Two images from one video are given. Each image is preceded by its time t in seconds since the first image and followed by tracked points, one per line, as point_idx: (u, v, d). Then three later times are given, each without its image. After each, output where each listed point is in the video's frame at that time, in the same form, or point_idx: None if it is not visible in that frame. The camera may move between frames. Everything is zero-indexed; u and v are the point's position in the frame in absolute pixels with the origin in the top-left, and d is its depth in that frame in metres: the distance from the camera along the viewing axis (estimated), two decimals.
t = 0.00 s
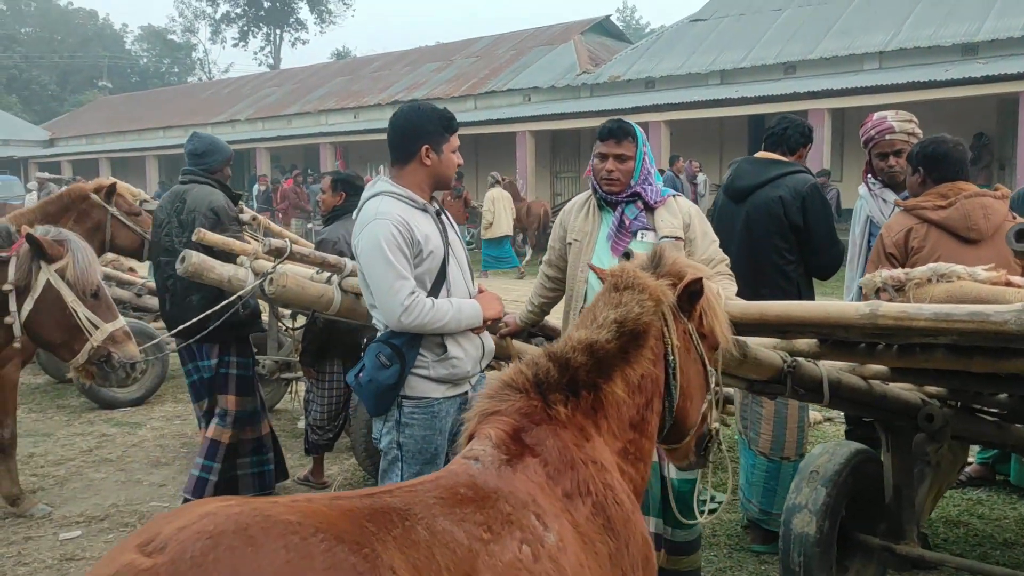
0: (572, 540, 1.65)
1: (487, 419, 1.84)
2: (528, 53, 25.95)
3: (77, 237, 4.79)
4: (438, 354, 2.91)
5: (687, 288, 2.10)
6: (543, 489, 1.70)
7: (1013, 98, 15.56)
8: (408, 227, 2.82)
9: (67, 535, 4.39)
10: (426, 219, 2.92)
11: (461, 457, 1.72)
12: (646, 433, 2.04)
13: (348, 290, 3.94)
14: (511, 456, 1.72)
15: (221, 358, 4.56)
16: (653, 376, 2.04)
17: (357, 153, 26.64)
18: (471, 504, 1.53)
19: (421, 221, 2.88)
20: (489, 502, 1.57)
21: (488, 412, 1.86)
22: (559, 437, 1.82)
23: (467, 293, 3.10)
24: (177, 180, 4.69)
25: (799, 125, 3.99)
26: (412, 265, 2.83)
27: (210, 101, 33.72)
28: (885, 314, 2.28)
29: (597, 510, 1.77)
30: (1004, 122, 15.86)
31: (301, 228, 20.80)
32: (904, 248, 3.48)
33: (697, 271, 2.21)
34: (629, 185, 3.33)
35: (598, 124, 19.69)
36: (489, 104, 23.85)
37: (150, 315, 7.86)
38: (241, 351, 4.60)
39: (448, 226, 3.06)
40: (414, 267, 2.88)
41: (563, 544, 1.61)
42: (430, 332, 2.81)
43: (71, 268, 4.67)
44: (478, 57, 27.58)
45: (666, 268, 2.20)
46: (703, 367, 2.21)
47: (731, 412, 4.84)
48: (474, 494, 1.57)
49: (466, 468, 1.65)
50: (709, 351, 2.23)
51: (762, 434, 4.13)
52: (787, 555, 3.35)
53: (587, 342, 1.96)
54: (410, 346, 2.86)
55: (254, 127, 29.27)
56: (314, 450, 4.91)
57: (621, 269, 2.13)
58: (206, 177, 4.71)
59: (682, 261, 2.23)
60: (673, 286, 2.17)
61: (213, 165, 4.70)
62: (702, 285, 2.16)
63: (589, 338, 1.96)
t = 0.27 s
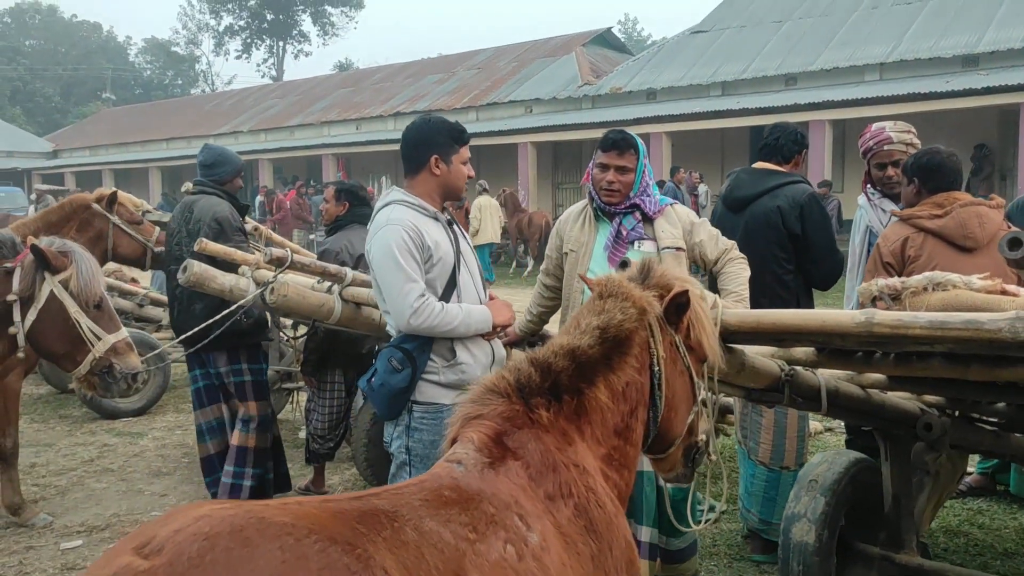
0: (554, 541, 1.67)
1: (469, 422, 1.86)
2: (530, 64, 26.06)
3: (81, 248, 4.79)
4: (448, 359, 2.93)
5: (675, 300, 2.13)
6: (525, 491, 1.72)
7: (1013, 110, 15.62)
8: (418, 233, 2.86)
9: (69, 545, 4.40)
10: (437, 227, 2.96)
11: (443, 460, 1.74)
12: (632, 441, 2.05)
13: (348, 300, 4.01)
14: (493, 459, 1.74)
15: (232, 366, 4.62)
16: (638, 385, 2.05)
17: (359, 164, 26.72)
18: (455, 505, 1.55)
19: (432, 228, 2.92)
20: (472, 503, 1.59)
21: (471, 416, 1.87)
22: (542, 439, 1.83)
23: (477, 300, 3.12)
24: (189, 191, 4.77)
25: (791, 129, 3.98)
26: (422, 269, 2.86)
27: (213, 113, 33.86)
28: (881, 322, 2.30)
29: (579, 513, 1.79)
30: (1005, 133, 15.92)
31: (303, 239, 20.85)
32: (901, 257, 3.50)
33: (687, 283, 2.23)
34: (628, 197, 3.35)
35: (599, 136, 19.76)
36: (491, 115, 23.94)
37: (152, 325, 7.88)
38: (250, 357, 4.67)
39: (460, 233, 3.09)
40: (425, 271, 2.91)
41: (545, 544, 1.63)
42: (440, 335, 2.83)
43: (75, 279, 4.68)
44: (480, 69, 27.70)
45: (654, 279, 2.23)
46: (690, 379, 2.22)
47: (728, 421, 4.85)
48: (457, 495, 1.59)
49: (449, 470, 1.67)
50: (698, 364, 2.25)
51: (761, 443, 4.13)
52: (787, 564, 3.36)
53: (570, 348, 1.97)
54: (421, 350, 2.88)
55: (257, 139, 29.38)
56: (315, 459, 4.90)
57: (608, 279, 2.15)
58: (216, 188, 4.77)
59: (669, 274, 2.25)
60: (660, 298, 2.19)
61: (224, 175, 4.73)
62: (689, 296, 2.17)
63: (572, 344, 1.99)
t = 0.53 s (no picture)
0: (542, 542, 1.68)
1: (458, 425, 1.87)
2: (530, 73, 26.13)
3: (83, 256, 4.81)
4: (447, 364, 2.95)
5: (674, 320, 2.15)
6: (514, 493, 1.73)
7: (1011, 118, 15.66)
8: (421, 239, 2.90)
9: (68, 551, 4.40)
10: (441, 233, 2.99)
11: (433, 463, 1.75)
12: (623, 452, 2.07)
13: (348, 307, 4.02)
14: (481, 462, 1.75)
15: (235, 371, 4.64)
16: (631, 400, 2.08)
17: (359, 172, 26.74)
18: (445, 508, 1.57)
19: (435, 234, 2.95)
20: (461, 505, 1.60)
21: (460, 419, 1.89)
22: (530, 443, 1.85)
23: (482, 306, 3.13)
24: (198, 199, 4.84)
25: (791, 135, 4.01)
26: (424, 275, 2.89)
27: (213, 120, 33.91)
28: (877, 328, 2.32)
29: (566, 516, 1.80)
30: (1003, 141, 15.96)
31: (303, 246, 20.87)
32: (897, 264, 3.52)
33: (686, 304, 2.25)
34: (625, 206, 3.37)
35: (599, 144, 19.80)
36: (491, 123, 23.99)
37: (153, 333, 7.89)
38: (254, 363, 4.67)
39: (466, 241, 3.11)
40: (427, 277, 2.94)
41: (533, 545, 1.65)
42: (439, 339, 2.85)
43: (77, 287, 4.70)
44: (480, 77, 27.76)
45: (656, 298, 2.25)
46: (682, 399, 2.25)
47: (728, 428, 4.87)
48: (447, 498, 1.60)
49: (439, 473, 1.68)
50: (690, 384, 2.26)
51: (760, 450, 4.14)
52: (785, 570, 3.37)
53: (563, 356, 1.99)
54: (423, 354, 2.91)
55: (257, 146, 29.44)
56: (315, 466, 4.92)
57: (608, 292, 2.17)
58: (223, 195, 4.83)
59: (670, 293, 2.28)
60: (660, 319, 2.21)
61: (230, 181, 4.80)
62: (689, 319, 2.19)
63: (565, 352, 2.00)
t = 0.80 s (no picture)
0: (537, 539, 1.69)
1: (454, 422, 1.88)
2: (528, 77, 26.17)
3: (84, 259, 4.82)
4: (438, 363, 2.97)
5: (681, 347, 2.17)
6: (508, 491, 1.74)
7: (1008, 123, 15.72)
8: (416, 239, 2.93)
9: (67, 554, 4.41)
10: (438, 235, 3.02)
11: (428, 460, 1.76)
12: (616, 461, 2.09)
13: (347, 309, 4.03)
14: (476, 459, 1.76)
15: (236, 372, 4.64)
16: (627, 414, 2.10)
17: (357, 176, 26.75)
18: (441, 505, 1.58)
19: (432, 235, 2.99)
20: (457, 502, 1.61)
21: (456, 416, 1.89)
22: (525, 442, 1.86)
23: (479, 309, 3.14)
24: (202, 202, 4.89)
25: (796, 137, 4.01)
26: (418, 275, 2.93)
27: (212, 125, 33.93)
28: (873, 330, 2.34)
29: (560, 514, 1.81)
30: (1000, 145, 16.02)
31: (301, 250, 20.89)
32: (894, 267, 3.54)
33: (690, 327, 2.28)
34: (622, 208, 3.38)
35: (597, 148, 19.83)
36: (490, 128, 24.04)
37: (150, 336, 7.88)
38: (255, 365, 4.68)
39: (468, 244, 3.13)
40: (422, 277, 2.98)
41: (528, 542, 1.66)
42: (427, 339, 2.88)
43: (77, 290, 4.70)
44: (478, 82, 27.81)
45: (661, 320, 2.31)
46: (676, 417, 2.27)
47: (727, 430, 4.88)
48: (443, 495, 1.61)
49: (434, 470, 1.69)
50: (686, 405, 2.29)
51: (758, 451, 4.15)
52: (783, 571, 3.38)
53: (564, 359, 2.01)
54: (415, 352, 2.97)
55: (255, 150, 29.49)
56: (313, 468, 4.92)
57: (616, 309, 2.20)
58: (227, 198, 4.88)
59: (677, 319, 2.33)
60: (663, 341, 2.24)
61: (234, 185, 4.85)
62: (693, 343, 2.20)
63: (566, 356, 2.01)
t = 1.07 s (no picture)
0: (521, 539, 1.69)
1: (439, 423, 1.89)
2: (511, 84, 26.22)
3: (66, 264, 4.80)
4: (411, 365, 2.99)
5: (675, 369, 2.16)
6: (492, 492, 1.74)
7: (985, 130, 15.91)
8: (397, 240, 2.97)
9: (46, 562, 4.35)
10: (421, 238, 3.04)
11: (412, 462, 1.76)
12: (600, 467, 2.09)
13: (331, 313, 4.04)
14: (459, 460, 1.76)
15: (219, 378, 4.62)
16: (611, 425, 2.10)
17: (339, 182, 26.66)
18: (426, 507, 1.58)
19: (414, 238, 3.01)
20: (442, 504, 1.61)
21: (440, 418, 1.90)
22: (508, 443, 1.86)
23: (460, 315, 3.12)
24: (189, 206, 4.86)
25: (778, 141, 4.05)
26: (396, 276, 2.95)
27: (193, 131, 33.72)
28: (855, 331, 2.36)
29: (543, 514, 1.82)
30: (978, 151, 16.21)
31: (283, 257, 20.79)
32: (876, 271, 3.57)
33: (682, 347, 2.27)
34: (610, 213, 3.40)
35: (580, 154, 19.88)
36: (472, 134, 24.06)
37: (131, 343, 7.81)
38: (239, 372, 4.66)
39: (455, 250, 3.14)
40: (401, 278, 3.00)
41: (513, 542, 1.66)
42: (398, 339, 2.89)
43: (59, 295, 4.68)
44: (461, 88, 27.83)
45: (649, 335, 2.27)
46: (658, 431, 2.27)
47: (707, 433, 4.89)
48: (427, 497, 1.61)
49: (418, 472, 1.69)
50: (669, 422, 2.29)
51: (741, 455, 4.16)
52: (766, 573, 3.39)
53: (551, 364, 2.00)
54: (390, 352, 3.01)
55: (237, 157, 29.34)
56: (296, 475, 4.89)
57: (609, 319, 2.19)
58: (213, 203, 4.86)
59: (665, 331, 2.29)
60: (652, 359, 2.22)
61: (221, 190, 4.83)
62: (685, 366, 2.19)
63: (553, 360, 2.01)
